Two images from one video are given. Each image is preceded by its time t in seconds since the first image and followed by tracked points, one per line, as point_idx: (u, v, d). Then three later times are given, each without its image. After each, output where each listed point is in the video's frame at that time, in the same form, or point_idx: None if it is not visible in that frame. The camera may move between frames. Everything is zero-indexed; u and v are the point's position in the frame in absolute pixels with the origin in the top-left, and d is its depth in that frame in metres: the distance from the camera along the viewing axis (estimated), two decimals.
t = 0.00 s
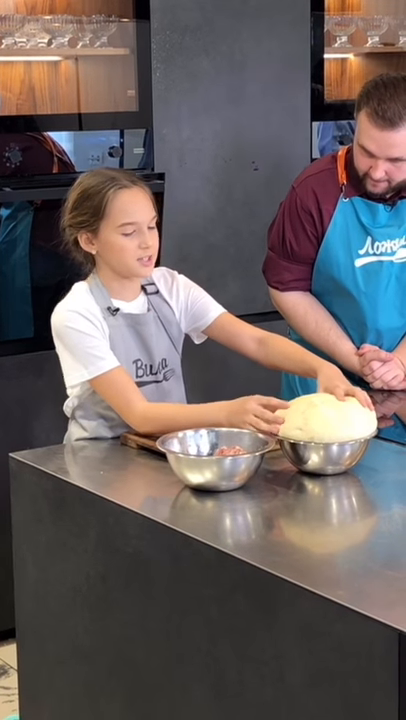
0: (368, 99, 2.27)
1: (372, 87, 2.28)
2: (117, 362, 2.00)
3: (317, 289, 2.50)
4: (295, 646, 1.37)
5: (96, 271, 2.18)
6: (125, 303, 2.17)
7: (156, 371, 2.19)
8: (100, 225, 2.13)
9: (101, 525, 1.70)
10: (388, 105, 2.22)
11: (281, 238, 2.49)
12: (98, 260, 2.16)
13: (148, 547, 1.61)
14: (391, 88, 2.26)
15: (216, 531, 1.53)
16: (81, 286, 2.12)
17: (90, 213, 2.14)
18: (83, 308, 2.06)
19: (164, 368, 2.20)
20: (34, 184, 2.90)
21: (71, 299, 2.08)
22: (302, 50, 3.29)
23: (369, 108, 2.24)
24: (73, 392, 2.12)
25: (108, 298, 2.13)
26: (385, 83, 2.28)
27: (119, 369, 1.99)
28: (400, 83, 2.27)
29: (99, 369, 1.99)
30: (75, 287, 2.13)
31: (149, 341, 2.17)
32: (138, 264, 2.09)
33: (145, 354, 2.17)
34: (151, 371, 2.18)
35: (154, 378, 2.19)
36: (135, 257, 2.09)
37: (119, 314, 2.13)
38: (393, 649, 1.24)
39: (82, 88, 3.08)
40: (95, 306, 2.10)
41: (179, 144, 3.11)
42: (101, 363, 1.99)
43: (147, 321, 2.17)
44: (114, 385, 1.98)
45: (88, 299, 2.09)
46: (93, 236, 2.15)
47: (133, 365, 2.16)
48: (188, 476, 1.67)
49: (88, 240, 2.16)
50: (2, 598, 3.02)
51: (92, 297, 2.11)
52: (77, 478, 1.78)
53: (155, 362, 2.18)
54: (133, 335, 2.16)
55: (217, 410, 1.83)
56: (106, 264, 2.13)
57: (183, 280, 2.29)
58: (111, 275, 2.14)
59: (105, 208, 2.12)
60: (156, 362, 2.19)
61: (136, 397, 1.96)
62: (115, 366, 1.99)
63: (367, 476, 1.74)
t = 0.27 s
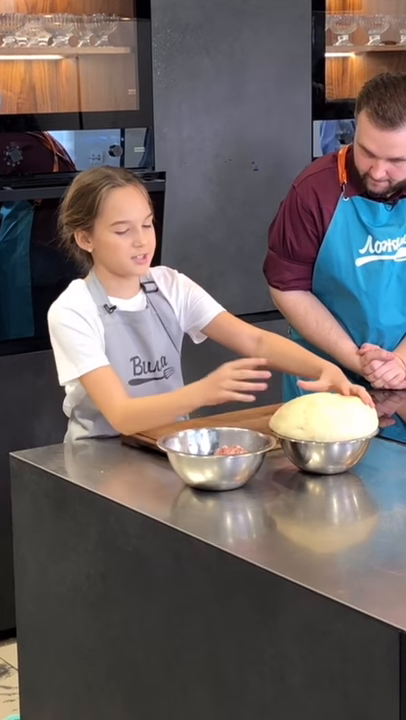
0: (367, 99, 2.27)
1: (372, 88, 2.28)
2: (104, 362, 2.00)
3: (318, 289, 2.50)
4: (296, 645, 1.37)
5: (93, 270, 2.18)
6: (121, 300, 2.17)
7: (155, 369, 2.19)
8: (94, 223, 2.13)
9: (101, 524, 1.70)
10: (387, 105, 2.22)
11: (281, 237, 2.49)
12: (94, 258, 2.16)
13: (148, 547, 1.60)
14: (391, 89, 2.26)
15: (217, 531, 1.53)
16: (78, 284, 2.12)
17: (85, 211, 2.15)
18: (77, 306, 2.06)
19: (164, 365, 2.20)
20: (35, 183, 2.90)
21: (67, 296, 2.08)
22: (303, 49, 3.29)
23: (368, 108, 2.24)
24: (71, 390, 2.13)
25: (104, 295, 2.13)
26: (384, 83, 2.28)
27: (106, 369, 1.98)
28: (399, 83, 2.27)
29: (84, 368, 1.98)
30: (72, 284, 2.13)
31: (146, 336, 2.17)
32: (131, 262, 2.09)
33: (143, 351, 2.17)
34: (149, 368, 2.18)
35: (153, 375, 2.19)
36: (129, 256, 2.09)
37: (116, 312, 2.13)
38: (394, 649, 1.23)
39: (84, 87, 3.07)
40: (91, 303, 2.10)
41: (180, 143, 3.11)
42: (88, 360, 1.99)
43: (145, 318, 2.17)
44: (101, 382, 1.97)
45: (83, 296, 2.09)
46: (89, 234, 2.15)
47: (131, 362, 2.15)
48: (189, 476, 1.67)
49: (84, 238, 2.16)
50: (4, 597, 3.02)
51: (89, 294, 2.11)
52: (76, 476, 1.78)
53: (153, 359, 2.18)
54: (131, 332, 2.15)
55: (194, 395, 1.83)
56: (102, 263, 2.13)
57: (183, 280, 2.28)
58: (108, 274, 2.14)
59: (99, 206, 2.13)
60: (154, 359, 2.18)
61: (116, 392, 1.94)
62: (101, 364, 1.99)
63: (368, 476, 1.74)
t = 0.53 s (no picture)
0: (368, 99, 2.27)
1: (372, 87, 2.28)
2: (94, 355, 1.99)
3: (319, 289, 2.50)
4: (298, 645, 1.37)
5: (94, 269, 2.18)
6: (121, 298, 2.17)
7: (154, 367, 2.19)
8: (96, 222, 2.13)
9: (103, 524, 1.70)
10: (388, 104, 2.22)
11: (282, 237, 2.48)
12: (94, 257, 2.16)
13: (150, 547, 1.60)
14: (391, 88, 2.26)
15: (218, 531, 1.53)
16: (77, 283, 2.12)
17: (88, 210, 2.15)
18: (72, 302, 2.07)
19: (163, 364, 2.21)
20: (36, 183, 2.89)
21: (64, 293, 2.09)
22: (304, 49, 3.29)
23: (369, 108, 2.24)
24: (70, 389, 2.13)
25: (104, 294, 2.14)
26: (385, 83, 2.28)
27: (90, 364, 1.97)
28: (400, 83, 2.27)
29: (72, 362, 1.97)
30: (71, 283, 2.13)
31: (145, 335, 2.17)
32: (132, 261, 2.09)
33: (142, 350, 2.18)
34: (148, 367, 2.18)
35: (153, 374, 2.19)
36: (130, 254, 2.09)
37: (115, 311, 2.13)
38: (395, 649, 1.23)
39: (85, 87, 3.07)
40: (88, 301, 2.10)
41: (181, 143, 3.11)
42: (77, 352, 1.98)
43: (144, 317, 2.17)
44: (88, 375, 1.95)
45: (80, 293, 2.10)
46: (91, 233, 2.15)
47: (130, 361, 2.16)
48: (190, 476, 1.67)
49: (86, 236, 2.16)
50: (5, 597, 3.03)
51: (87, 293, 2.12)
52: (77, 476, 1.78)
53: (152, 358, 2.18)
54: (130, 331, 2.16)
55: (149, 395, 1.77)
56: (103, 261, 2.13)
57: (185, 280, 2.29)
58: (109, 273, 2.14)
59: (103, 204, 2.13)
60: (154, 358, 2.19)
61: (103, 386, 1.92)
62: (90, 356, 1.98)
63: (369, 476, 1.74)
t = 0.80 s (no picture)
0: (368, 98, 2.27)
1: (373, 86, 2.28)
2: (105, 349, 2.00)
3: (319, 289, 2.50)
4: (298, 645, 1.37)
5: (93, 269, 2.18)
6: (120, 298, 2.17)
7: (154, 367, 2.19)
8: (96, 222, 2.13)
9: (103, 524, 1.70)
10: (389, 102, 2.22)
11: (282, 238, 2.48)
12: (94, 257, 2.16)
13: (150, 547, 1.60)
14: (392, 87, 2.26)
15: (218, 531, 1.53)
16: (77, 283, 2.12)
17: (87, 210, 2.15)
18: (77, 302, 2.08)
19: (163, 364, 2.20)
20: (37, 183, 2.90)
21: (67, 294, 2.09)
22: (305, 49, 3.29)
23: (370, 106, 2.24)
24: (72, 388, 2.11)
25: (103, 295, 2.14)
26: (385, 82, 2.28)
27: (105, 358, 1.98)
28: (400, 82, 2.27)
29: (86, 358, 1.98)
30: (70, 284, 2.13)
31: (145, 336, 2.18)
32: (132, 261, 2.09)
33: (142, 350, 2.18)
34: (148, 367, 2.18)
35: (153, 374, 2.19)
36: (131, 254, 2.09)
37: (115, 311, 2.14)
38: (395, 649, 1.23)
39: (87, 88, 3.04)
40: (91, 302, 2.11)
41: (182, 143, 3.10)
42: (89, 348, 1.99)
43: (143, 316, 2.17)
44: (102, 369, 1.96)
45: (83, 294, 2.10)
46: (90, 233, 2.15)
47: (131, 361, 2.16)
48: (191, 476, 1.67)
49: (84, 237, 2.16)
50: (6, 597, 3.02)
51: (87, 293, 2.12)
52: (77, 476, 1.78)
53: (153, 358, 2.18)
54: (129, 331, 2.16)
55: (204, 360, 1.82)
56: (102, 261, 2.13)
57: (183, 280, 2.28)
58: (109, 273, 2.14)
59: (102, 204, 2.13)
60: (154, 358, 2.19)
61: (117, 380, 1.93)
62: (102, 351, 1.99)
63: (370, 476, 1.74)
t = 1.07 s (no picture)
0: (369, 98, 2.27)
1: (373, 86, 2.28)
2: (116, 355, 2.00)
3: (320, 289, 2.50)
4: (299, 645, 1.37)
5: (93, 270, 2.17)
6: (122, 299, 2.16)
7: (156, 368, 2.19)
8: (96, 224, 2.12)
9: (104, 525, 1.70)
10: (390, 102, 2.22)
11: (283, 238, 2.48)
12: (94, 258, 2.16)
13: (151, 547, 1.60)
14: (392, 87, 2.26)
15: (219, 531, 1.53)
16: (78, 283, 2.12)
17: (87, 212, 2.14)
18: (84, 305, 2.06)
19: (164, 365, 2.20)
20: (38, 183, 2.89)
21: (71, 295, 2.08)
22: (307, 50, 3.28)
23: (371, 107, 2.24)
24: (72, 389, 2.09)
25: (105, 295, 2.13)
26: (385, 82, 2.28)
27: (117, 362, 1.99)
28: (400, 82, 2.27)
29: (98, 362, 1.98)
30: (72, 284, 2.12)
31: (146, 336, 2.17)
32: (133, 261, 2.09)
33: (143, 351, 2.17)
34: (150, 367, 2.18)
35: (154, 375, 2.18)
36: (131, 256, 2.09)
37: (117, 311, 2.13)
38: (395, 649, 1.23)
39: (87, 86, 3.06)
40: (96, 302, 2.10)
41: (184, 143, 3.10)
42: (100, 354, 1.99)
43: (144, 317, 2.17)
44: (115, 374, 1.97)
45: (88, 296, 2.09)
46: (90, 235, 2.15)
47: (132, 361, 2.16)
48: (192, 476, 1.66)
49: (85, 239, 2.16)
50: (6, 597, 3.02)
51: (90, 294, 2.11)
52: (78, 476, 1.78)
53: (154, 358, 2.18)
54: (131, 331, 2.16)
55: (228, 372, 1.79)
56: (103, 263, 2.13)
57: (183, 280, 2.28)
58: (109, 274, 2.14)
59: (102, 206, 2.12)
60: (155, 359, 2.18)
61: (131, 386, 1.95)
62: (113, 357, 1.99)
63: (371, 476, 1.74)
